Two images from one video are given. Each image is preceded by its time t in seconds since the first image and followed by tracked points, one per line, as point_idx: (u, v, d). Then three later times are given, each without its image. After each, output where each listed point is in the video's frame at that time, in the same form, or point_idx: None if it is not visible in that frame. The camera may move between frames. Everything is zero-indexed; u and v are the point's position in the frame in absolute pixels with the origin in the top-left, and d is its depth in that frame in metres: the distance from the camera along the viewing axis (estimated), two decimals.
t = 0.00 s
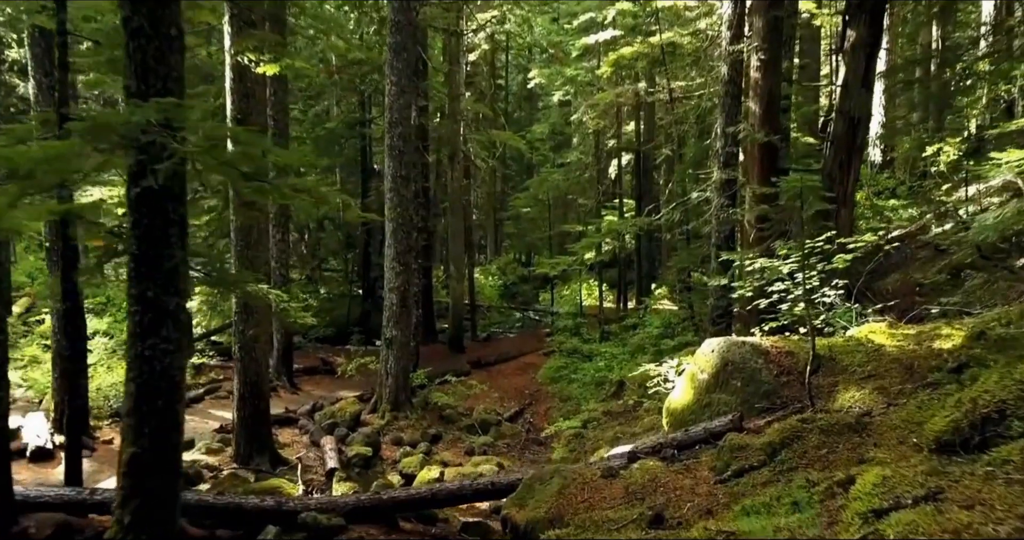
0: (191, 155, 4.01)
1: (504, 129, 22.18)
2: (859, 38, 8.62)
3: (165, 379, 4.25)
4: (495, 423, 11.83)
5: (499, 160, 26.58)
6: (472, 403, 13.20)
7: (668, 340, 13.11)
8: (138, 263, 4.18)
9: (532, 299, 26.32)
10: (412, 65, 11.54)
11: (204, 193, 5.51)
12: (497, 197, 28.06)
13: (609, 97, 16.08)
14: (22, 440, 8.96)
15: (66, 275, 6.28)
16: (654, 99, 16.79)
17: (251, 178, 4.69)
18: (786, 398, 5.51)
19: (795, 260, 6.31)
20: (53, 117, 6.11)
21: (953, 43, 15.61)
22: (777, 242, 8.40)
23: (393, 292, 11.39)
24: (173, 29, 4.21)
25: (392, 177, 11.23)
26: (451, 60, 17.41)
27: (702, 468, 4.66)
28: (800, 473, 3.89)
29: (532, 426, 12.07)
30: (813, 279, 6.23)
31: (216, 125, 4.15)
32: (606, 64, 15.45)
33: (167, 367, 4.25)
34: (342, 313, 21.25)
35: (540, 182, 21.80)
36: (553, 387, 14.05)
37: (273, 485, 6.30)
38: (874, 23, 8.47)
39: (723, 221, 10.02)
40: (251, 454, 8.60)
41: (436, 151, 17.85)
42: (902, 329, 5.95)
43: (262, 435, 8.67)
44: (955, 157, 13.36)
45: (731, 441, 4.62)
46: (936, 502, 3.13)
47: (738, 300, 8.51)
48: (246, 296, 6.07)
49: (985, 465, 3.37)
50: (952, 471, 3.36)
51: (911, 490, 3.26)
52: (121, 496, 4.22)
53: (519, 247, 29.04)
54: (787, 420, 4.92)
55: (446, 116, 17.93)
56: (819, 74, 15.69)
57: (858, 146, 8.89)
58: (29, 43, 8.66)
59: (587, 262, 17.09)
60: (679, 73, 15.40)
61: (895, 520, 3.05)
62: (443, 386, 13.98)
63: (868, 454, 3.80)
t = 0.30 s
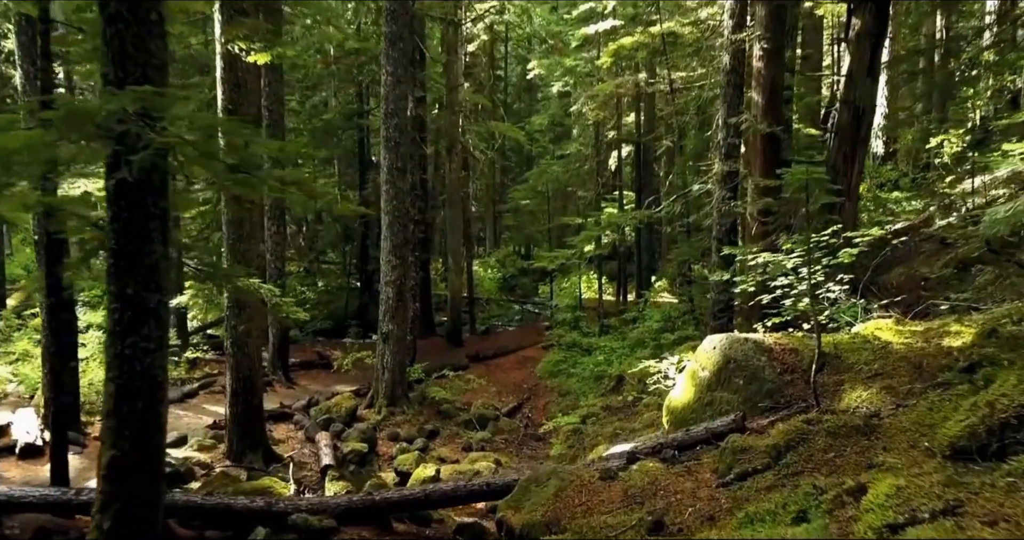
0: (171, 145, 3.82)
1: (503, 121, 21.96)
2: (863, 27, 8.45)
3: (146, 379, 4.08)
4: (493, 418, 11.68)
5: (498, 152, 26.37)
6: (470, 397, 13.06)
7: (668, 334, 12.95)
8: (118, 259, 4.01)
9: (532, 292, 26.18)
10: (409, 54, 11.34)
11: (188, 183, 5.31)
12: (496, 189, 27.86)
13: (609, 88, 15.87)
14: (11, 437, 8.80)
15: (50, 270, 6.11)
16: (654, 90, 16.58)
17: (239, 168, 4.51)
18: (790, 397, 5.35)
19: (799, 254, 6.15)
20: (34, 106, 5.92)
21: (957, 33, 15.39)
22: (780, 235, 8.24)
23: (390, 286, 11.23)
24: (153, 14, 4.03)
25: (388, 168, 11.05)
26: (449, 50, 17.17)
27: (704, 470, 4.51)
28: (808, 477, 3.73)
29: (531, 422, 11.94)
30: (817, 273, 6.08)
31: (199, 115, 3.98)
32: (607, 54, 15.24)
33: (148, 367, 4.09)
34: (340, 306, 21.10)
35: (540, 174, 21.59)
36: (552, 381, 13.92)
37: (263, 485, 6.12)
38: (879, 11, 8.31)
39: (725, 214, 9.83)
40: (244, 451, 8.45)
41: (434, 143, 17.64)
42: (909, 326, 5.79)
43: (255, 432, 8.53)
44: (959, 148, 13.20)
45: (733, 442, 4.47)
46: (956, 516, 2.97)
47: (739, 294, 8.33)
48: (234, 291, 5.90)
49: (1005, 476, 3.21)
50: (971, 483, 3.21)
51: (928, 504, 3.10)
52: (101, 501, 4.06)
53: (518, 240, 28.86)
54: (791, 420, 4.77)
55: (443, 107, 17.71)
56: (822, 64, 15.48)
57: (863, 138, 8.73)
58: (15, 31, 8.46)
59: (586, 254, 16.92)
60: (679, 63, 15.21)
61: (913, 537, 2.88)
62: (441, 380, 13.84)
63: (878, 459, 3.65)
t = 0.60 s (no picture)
0: (140, 132, 3.58)
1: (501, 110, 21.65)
2: (872, 12, 8.20)
3: (118, 380, 3.87)
4: (490, 413, 11.49)
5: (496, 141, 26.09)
6: (468, 391, 12.87)
7: (668, 328, 12.74)
8: (86, 255, 3.78)
9: (531, 283, 25.96)
10: (404, 41, 11.07)
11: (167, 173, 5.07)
12: (495, 179, 27.59)
13: (609, 77, 15.57)
14: None
15: (26, 264, 5.88)
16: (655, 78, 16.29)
17: (217, 158, 4.28)
18: (796, 397, 5.14)
19: (805, 247, 5.92)
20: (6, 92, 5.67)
21: (965, 19, 15.08)
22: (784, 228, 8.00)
23: (384, 278, 11.03)
24: None
25: (381, 158, 10.79)
26: (446, 38, 16.84)
27: (706, 475, 4.31)
28: (818, 487, 3.52)
29: (528, 416, 11.74)
30: (824, 267, 5.85)
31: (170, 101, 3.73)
32: (606, 42, 14.93)
33: (120, 368, 3.87)
34: (337, 298, 20.88)
35: (539, 164, 21.32)
36: (551, 374, 13.72)
37: (250, 487, 5.90)
38: None
39: (727, 205, 9.58)
40: (234, 449, 8.24)
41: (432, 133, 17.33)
42: (919, 322, 5.57)
43: (246, 428, 8.32)
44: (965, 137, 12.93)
45: (738, 445, 4.27)
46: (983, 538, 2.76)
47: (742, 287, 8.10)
48: (218, 286, 5.68)
49: None
50: (998, 500, 2.99)
51: (953, 526, 2.88)
52: (70, 511, 3.85)
53: (518, 230, 28.63)
54: (798, 423, 4.56)
55: (440, 96, 17.41)
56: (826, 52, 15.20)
57: (870, 126, 8.50)
58: None
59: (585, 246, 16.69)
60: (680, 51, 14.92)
61: None
62: (438, 373, 13.64)
63: (892, 468, 3.44)
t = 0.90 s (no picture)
0: (106, 124, 3.39)
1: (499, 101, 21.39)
2: None
3: (91, 385, 3.68)
4: (487, 409, 11.31)
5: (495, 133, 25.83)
6: (465, 387, 12.71)
7: (668, 323, 12.56)
8: (56, 253, 3.58)
9: (530, 276, 25.78)
10: (400, 31, 10.86)
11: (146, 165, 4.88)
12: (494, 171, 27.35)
13: (609, 67, 15.31)
14: None
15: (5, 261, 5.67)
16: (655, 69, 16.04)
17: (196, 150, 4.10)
18: (802, 399, 4.95)
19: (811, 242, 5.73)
20: None
21: (971, 9, 14.81)
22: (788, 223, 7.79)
23: (380, 272, 10.86)
24: None
25: (376, 150, 10.57)
26: (443, 27, 16.57)
27: (708, 482, 4.13)
28: (828, 500, 3.32)
29: (526, 413, 11.55)
30: (831, 263, 5.68)
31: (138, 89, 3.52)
32: (606, 32, 14.67)
33: (93, 372, 3.68)
34: (335, 291, 20.69)
35: (538, 156, 21.09)
36: (549, 370, 13.55)
37: (236, 491, 5.68)
38: None
39: (730, 198, 9.29)
40: (225, 448, 8.06)
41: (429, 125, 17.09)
42: (929, 321, 5.38)
43: (237, 427, 8.14)
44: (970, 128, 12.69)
45: (742, 451, 4.08)
46: None
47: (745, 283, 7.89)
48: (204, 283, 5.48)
49: None
50: None
51: None
52: (40, 523, 3.66)
53: (517, 223, 28.42)
54: (804, 428, 4.38)
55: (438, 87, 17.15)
56: (829, 42, 14.94)
57: (876, 117, 8.36)
58: None
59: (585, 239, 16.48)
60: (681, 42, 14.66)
61: None
62: (435, 369, 13.47)
63: (908, 480, 3.27)
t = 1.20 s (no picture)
0: (70, 116, 3.17)
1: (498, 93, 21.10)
2: None
3: (59, 393, 3.48)
4: (484, 407, 11.10)
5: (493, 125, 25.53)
6: (462, 384, 12.52)
7: (668, 319, 12.36)
8: (20, 253, 3.37)
9: (529, 270, 25.58)
10: (394, 21, 10.58)
11: (122, 156, 4.65)
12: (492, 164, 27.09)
13: (609, 58, 15.02)
14: None
15: None
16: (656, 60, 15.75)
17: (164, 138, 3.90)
18: (808, 402, 4.76)
19: (817, 238, 5.52)
20: None
21: None
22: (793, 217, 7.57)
23: (375, 268, 10.64)
24: None
25: (370, 143, 10.32)
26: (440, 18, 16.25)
27: (711, 492, 3.92)
28: (840, 516, 3.12)
29: (524, 410, 11.36)
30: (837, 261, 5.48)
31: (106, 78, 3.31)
32: (606, 23, 14.37)
33: (61, 379, 3.48)
34: (332, 285, 20.50)
35: (537, 148, 20.83)
36: (548, 366, 13.37)
37: (221, 496, 5.45)
38: None
39: (732, 192, 9.07)
40: (214, 449, 7.88)
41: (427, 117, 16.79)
42: (940, 321, 5.18)
43: (227, 427, 7.96)
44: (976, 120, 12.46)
45: (747, 460, 3.88)
46: None
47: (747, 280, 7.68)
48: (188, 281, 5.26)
49: None
50: None
51: None
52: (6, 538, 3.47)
53: (516, 216, 28.18)
54: (811, 435, 4.18)
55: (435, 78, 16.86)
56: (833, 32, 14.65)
57: (882, 110, 8.15)
58: None
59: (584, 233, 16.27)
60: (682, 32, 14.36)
61: None
62: (432, 365, 13.29)
63: (924, 495, 3.09)
